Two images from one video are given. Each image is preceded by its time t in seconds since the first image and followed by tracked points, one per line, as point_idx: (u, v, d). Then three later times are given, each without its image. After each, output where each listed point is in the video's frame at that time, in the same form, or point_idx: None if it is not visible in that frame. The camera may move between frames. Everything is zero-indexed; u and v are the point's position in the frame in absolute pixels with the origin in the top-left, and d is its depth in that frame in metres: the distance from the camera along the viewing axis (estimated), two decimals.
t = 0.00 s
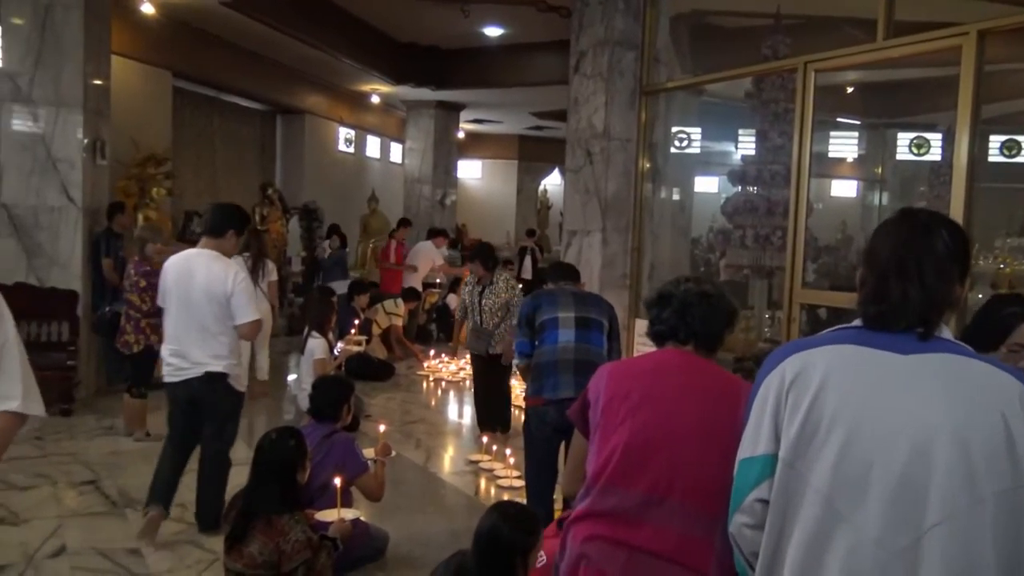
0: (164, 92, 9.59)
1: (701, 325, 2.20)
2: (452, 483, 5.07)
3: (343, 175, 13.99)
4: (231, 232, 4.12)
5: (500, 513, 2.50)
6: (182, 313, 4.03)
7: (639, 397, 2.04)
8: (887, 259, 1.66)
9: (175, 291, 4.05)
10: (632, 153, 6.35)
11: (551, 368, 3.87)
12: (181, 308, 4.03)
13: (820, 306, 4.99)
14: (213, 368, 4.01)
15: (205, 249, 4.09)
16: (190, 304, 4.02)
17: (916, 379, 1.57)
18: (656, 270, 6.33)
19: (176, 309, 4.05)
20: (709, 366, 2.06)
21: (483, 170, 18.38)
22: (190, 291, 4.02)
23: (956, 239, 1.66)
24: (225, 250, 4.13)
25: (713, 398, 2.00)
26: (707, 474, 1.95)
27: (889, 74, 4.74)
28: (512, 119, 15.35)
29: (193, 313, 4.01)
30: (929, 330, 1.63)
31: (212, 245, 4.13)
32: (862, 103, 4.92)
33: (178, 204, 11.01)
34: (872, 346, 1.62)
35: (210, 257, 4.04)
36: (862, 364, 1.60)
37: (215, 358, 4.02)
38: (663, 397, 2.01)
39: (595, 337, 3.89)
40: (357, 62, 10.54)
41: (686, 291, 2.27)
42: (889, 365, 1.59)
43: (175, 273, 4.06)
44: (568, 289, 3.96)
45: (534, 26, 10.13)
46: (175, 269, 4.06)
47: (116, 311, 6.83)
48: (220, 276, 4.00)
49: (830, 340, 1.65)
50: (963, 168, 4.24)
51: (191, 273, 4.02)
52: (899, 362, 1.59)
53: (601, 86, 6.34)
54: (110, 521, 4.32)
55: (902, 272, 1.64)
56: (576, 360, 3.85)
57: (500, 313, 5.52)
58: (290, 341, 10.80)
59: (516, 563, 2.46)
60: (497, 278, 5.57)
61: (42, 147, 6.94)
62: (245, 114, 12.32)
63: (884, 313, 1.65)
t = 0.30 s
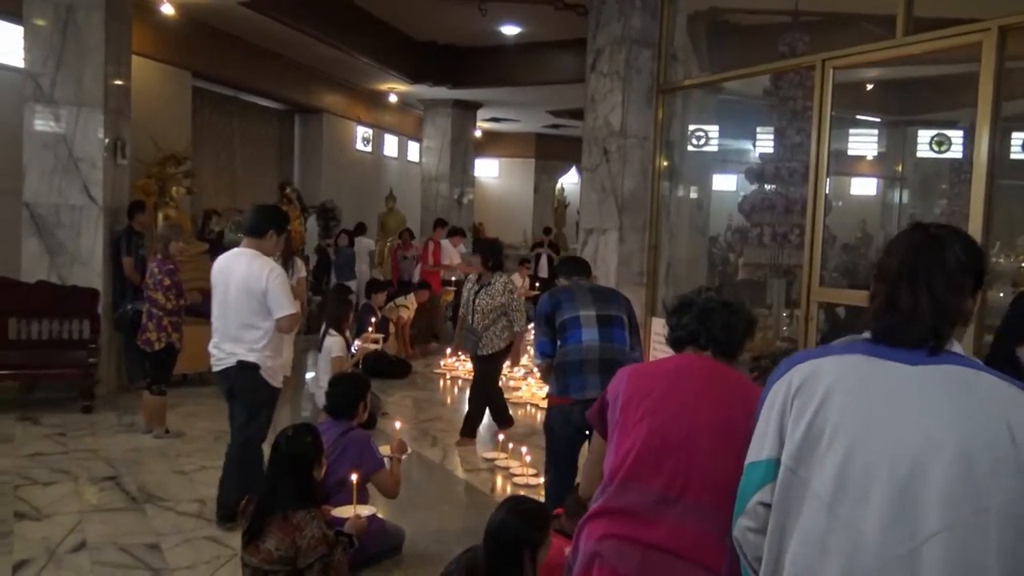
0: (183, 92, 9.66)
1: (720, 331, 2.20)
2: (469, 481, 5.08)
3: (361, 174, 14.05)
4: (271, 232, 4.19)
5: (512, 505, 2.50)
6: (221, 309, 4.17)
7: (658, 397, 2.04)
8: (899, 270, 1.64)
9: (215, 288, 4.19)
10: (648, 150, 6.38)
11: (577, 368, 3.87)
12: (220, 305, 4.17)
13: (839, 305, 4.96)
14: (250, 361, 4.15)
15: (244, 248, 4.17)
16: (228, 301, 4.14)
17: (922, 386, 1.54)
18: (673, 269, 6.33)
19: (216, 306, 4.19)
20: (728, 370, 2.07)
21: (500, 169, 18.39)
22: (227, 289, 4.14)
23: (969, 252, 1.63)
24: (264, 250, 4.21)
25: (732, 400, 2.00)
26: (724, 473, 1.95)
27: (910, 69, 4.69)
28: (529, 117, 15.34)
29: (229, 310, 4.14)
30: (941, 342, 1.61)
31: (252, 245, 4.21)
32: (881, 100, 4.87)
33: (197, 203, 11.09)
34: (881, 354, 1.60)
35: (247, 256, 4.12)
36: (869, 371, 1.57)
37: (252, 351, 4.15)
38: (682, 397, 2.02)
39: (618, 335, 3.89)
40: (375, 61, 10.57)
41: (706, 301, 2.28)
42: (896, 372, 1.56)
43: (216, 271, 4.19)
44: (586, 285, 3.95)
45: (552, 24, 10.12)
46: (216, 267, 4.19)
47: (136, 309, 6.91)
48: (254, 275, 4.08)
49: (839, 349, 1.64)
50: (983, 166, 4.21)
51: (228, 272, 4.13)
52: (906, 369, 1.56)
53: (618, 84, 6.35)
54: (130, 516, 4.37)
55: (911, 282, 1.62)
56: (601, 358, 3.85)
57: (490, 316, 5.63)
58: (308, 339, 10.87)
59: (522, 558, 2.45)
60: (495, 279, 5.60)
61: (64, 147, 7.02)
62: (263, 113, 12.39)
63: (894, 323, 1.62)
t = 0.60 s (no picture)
0: (196, 93, 9.71)
1: (729, 343, 2.20)
2: (481, 479, 5.09)
3: (373, 174, 14.08)
4: (295, 231, 4.21)
5: (520, 498, 2.50)
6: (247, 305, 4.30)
7: (670, 399, 2.05)
8: (895, 384, 1.51)
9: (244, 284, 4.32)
10: (660, 148, 6.39)
11: (599, 369, 3.85)
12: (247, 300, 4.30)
13: (851, 302, 4.95)
14: (271, 355, 4.22)
15: (268, 245, 4.25)
16: (251, 296, 4.25)
17: (917, 495, 1.42)
18: (685, 267, 6.33)
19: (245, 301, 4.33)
20: (739, 378, 2.09)
21: (513, 168, 18.39)
22: (250, 285, 4.25)
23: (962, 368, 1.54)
24: (288, 247, 4.22)
25: (743, 405, 2.01)
26: (735, 475, 1.95)
27: (923, 66, 4.67)
28: (541, 116, 15.34)
29: (252, 305, 4.25)
30: (944, 453, 1.47)
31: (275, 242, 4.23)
32: (895, 96, 4.85)
33: (210, 203, 11.15)
34: (882, 454, 1.48)
35: (268, 252, 4.20)
36: (865, 471, 1.46)
37: (272, 346, 4.22)
38: (693, 400, 2.03)
39: (638, 335, 3.87)
40: (386, 61, 10.60)
41: (716, 315, 2.28)
42: (893, 477, 1.44)
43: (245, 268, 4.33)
44: (603, 282, 3.90)
45: (563, 23, 10.11)
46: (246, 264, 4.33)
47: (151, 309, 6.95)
48: (271, 270, 4.15)
49: (841, 445, 1.53)
50: (998, 162, 4.18)
51: (250, 268, 4.24)
52: (904, 475, 1.44)
53: (629, 82, 6.33)
54: (144, 515, 4.40)
55: (907, 397, 1.49)
56: (622, 360, 3.83)
57: (482, 312, 5.52)
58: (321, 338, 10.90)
59: (533, 552, 2.47)
60: (489, 275, 5.53)
61: (78, 148, 7.07)
62: (276, 114, 12.44)
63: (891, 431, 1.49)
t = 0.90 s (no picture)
0: (208, 91, 9.74)
1: (738, 367, 2.20)
2: (493, 476, 5.08)
3: (385, 171, 14.09)
4: (326, 229, 4.21)
5: (528, 494, 2.48)
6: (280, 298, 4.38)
7: (681, 408, 2.05)
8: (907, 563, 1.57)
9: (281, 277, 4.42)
10: (672, 143, 6.32)
11: (622, 369, 3.79)
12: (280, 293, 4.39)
13: (865, 298, 4.92)
14: (292, 348, 4.25)
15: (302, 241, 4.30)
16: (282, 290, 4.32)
17: None
18: (698, 263, 6.31)
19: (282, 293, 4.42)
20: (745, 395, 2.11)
21: (524, 165, 18.36)
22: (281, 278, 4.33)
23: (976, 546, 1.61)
24: (320, 244, 4.23)
25: (753, 418, 2.03)
26: (744, 483, 1.95)
27: (937, 60, 4.65)
28: (552, 113, 15.32)
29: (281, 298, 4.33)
30: None
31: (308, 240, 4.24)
32: (909, 89, 4.86)
33: (222, 201, 11.18)
34: None
35: (298, 247, 4.25)
36: None
37: (294, 340, 4.25)
38: (705, 409, 2.03)
39: (658, 333, 3.84)
40: (398, 59, 10.60)
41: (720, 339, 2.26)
42: None
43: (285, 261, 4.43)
44: (620, 277, 3.86)
45: (575, 19, 10.09)
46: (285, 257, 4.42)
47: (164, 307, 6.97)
48: (295, 264, 4.20)
49: None
50: (1015, 155, 4.14)
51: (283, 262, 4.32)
52: None
53: (641, 78, 6.27)
54: (156, 512, 4.42)
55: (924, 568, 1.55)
56: (644, 359, 3.80)
57: (470, 310, 5.53)
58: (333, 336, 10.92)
59: (541, 543, 2.46)
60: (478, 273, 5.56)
61: (91, 147, 7.10)
62: (288, 111, 12.46)
63: None
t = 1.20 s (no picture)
0: (206, 90, 9.72)
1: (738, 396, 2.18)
2: (492, 476, 5.06)
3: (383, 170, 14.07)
4: (352, 230, 4.14)
5: (531, 498, 2.45)
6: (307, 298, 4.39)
7: (684, 427, 2.04)
8: None
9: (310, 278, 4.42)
10: (671, 141, 6.33)
11: (634, 371, 3.76)
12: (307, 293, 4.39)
13: (866, 296, 4.89)
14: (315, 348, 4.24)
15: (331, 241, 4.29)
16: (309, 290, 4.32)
17: None
18: (697, 261, 6.30)
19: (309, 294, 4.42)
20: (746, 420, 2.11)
21: (523, 162, 18.33)
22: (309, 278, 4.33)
23: None
24: (347, 245, 4.19)
25: (753, 439, 2.02)
26: (746, 500, 1.94)
27: (936, 56, 4.63)
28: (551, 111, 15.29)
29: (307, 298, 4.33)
30: None
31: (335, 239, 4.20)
32: (909, 86, 4.83)
33: (220, 199, 11.16)
34: None
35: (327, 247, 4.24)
36: None
37: (317, 341, 4.23)
38: (707, 429, 2.02)
39: (666, 332, 3.82)
40: (396, 57, 10.58)
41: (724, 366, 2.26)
42: None
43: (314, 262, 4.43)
44: (623, 275, 3.84)
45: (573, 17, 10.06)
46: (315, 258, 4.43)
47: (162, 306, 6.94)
48: (322, 264, 4.19)
49: None
50: (1016, 152, 4.12)
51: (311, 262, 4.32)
52: None
53: (640, 75, 6.27)
54: (154, 513, 4.40)
55: None
56: (655, 360, 3.78)
57: (443, 307, 5.46)
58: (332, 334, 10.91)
59: (542, 544, 2.43)
60: (448, 270, 5.47)
61: (88, 146, 7.07)
62: (286, 110, 12.43)
63: None
